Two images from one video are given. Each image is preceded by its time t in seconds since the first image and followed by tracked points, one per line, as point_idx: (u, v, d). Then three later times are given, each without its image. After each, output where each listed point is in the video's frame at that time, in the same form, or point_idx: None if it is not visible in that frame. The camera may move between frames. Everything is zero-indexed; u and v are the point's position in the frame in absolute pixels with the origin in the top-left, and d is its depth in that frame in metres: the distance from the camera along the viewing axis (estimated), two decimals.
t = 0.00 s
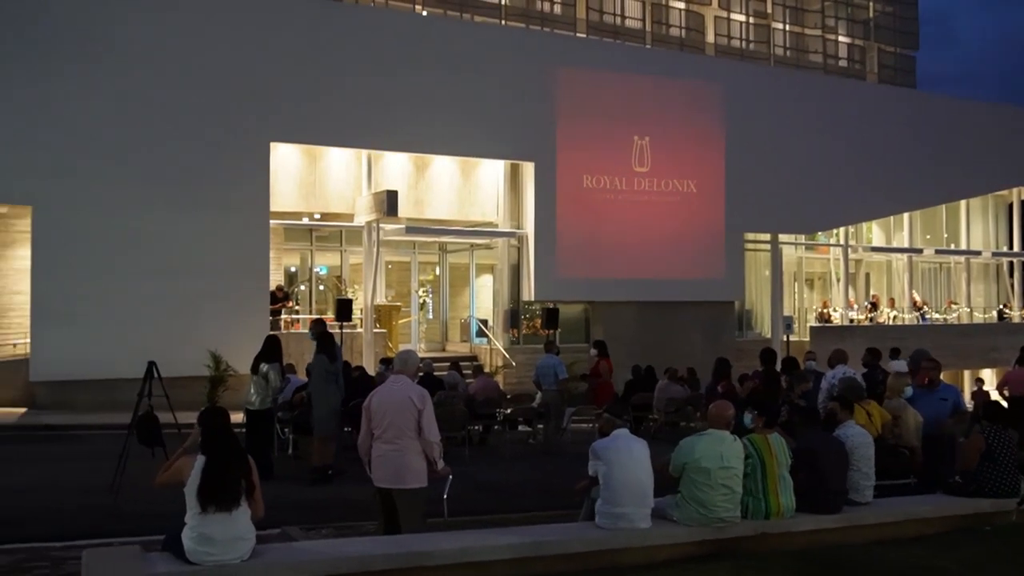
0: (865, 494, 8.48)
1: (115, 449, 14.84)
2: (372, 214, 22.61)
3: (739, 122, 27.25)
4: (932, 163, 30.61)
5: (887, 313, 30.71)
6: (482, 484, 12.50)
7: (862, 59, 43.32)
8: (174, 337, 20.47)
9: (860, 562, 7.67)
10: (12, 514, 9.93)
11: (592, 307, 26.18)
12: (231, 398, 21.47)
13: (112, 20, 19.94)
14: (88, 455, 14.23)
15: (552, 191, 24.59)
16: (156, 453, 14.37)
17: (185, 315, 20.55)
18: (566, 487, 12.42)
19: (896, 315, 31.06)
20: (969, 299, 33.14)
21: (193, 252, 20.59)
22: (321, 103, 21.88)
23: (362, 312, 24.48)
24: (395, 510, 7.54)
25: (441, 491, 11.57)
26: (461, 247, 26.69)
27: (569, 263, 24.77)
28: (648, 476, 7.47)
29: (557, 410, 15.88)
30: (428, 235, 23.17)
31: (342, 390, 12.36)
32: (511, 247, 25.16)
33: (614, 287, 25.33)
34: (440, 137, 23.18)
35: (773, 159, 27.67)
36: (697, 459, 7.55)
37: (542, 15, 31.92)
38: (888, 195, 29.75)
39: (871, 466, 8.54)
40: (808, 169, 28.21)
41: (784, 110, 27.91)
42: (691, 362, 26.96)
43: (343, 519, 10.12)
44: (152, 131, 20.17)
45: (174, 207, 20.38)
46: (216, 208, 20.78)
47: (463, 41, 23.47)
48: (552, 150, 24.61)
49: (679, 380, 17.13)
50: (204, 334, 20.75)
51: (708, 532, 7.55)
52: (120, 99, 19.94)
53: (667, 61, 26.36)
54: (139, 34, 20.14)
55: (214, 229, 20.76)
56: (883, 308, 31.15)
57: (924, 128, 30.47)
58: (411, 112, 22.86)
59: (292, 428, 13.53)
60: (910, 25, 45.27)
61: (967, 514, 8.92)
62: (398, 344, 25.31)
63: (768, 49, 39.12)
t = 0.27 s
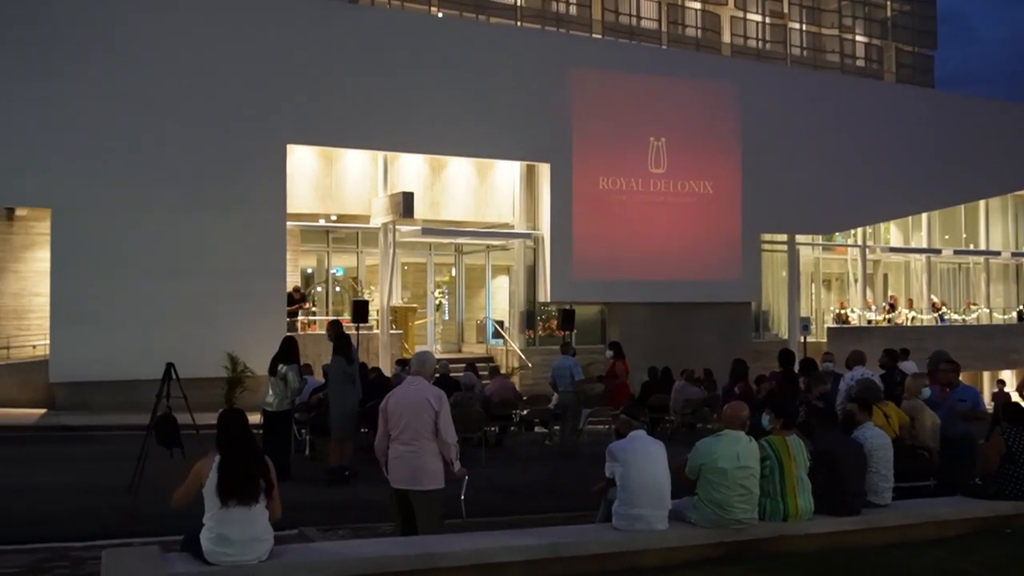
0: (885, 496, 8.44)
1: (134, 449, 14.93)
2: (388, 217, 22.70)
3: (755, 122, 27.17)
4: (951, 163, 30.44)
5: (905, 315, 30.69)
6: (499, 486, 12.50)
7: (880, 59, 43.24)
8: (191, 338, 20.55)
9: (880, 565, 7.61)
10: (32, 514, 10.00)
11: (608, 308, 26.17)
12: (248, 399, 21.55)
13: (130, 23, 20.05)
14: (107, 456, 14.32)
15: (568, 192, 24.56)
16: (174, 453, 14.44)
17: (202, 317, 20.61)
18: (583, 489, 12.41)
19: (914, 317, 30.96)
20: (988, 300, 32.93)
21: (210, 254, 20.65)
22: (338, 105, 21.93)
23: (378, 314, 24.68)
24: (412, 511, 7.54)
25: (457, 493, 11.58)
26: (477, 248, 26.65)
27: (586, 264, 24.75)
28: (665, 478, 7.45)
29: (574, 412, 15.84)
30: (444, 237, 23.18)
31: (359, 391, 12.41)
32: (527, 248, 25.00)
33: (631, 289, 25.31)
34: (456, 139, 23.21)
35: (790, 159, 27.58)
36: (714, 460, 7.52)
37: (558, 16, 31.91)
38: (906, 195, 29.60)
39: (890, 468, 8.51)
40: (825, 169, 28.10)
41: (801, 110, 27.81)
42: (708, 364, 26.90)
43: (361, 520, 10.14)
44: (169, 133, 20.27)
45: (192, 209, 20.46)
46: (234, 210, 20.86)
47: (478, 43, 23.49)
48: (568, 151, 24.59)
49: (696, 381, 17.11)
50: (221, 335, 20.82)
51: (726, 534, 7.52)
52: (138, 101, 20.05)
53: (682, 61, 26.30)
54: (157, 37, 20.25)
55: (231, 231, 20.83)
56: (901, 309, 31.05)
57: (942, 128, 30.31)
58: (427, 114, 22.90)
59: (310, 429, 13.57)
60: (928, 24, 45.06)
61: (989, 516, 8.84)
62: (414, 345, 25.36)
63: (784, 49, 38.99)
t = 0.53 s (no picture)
0: (899, 498, 8.44)
1: (148, 451, 14.99)
2: (401, 218, 22.76)
3: (768, 122, 27.10)
4: (965, 162, 30.30)
5: (920, 315, 30.43)
6: (512, 487, 12.49)
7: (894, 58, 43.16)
8: (205, 339, 20.63)
9: (895, 567, 7.55)
10: (46, 514, 10.04)
11: (621, 309, 26.15)
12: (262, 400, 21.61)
13: (140, 26, 20.16)
14: (123, 457, 14.39)
15: (580, 193, 24.54)
16: (189, 454, 14.50)
17: (215, 317, 20.69)
18: (596, 489, 12.40)
19: (930, 317, 30.74)
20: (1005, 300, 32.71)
21: (223, 255, 20.74)
22: (347, 105, 22.00)
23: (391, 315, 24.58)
24: (426, 512, 7.54)
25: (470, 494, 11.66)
26: (489, 249, 26.61)
27: (598, 265, 24.73)
28: (679, 480, 7.43)
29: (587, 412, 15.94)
30: (457, 238, 23.14)
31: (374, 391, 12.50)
32: (539, 249, 25.08)
33: (644, 290, 25.27)
34: (467, 139, 23.23)
35: (802, 159, 27.49)
36: (727, 460, 7.50)
37: (570, 17, 31.90)
38: (920, 195, 29.48)
39: (905, 469, 8.48)
40: (839, 170, 28.00)
41: (815, 110, 27.72)
42: (722, 365, 26.84)
43: (375, 521, 10.16)
44: (181, 135, 20.36)
45: (205, 210, 20.55)
46: (245, 211, 20.93)
47: (489, 43, 23.50)
48: (581, 152, 24.57)
49: (710, 382, 17.09)
50: (235, 336, 20.91)
51: (740, 536, 7.48)
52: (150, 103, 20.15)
53: (695, 62, 26.26)
54: (167, 39, 20.34)
55: (244, 232, 20.91)
56: (915, 309, 30.84)
57: (956, 127, 30.17)
58: (438, 114, 22.93)
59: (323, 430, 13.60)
60: (943, 22, 44.89)
61: (1006, 518, 8.75)
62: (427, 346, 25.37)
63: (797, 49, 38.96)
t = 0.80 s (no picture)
0: (918, 500, 8.39)
1: (165, 451, 15.05)
2: (416, 219, 22.73)
3: (784, 122, 27.00)
4: (982, 161, 30.13)
5: (937, 316, 30.22)
6: (528, 488, 12.47)
7: (911, 57, 43.00)
8: (220, 339, 20.69)
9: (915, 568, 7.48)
10: (62, 514, 10.09)
11: (636, 310, 26.13)
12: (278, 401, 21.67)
13: (152, 29, 20.23)
14: (140, 457, 14.45)
15: (595, 193, 24.51)
16: (205, 455, 14.55)
17: (230, 318, 20.76)
18: (612, 490, 12.38)
19: (947, 318, 30.48)
20: None
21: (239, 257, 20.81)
22: (358, 105, 22.03)
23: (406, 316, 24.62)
24: (441, 513, 7.53)
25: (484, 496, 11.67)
26: (504, 250, 26.59)
27: (613, 265, 24.71)
28: (696, 481, 7.39)
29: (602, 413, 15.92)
30: (471, 239, 23.21)
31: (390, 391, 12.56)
32: (554, 250, 25.14)
33: (660, 291, 25.22)
34: (480, 140, 23.23)
35: (818, 158, 27.36)
36: (742, 460, 7.46)
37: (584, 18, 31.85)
38: (937, 195, 29.33)
39: (924, 472, 8.42)
40: (855, 170, 27.87)
41: (831, 110, 27.61)
42: (738, 365, 26.77)
43: (391, 521, 10.17)
44: (195, 137, 20.43)
45: (220, 211, 20.61)
46: (259, 212, 20.98)
47: (501, 43, 23.47)
48: (596, 153, 24.54)
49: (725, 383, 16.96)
50: (251, 337, 20.98)
51: (757, 537, 7.42)
52: (164, 105, 20.22)
53: (710, 62, 26.19)
54: (179, 41, 20.40)
55: (258, 233, 20.96)
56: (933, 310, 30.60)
57: (973, 126, 29.99)
58: (451, 115, 22.94)
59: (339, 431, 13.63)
60: (961, 21, 44.65)
61: None
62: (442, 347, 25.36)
63: (814, 48, 38.98)
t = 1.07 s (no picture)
0: (931, 500, 8.32)
1: (178, 451, 15.11)
2: (427, 220, 22.73)
3: (796, 122, 26.92)
4: (995, 160, 30.00)
5: (952, 316, 29.87)
6: (540, 488, 12.46)
7: (924, 56, 42.79)
8: (232, 339, 20.77)
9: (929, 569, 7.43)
10: (75, 513, 10.13)
11: (647, 311, 26.02)
12: (290, 401, 21.71)
13: (163, 30, 20.32)
14: (153, 457, 14.50)
15: (607, 193, 24.49)
16: (218, 454, 14.60)
17: (241, 318, 20.84)
18: (625, 491, 12.34)
19: (961, 318, 30.06)
20: None
21: (250, 257, 20.90)
22: (368, 106, 22.06)
23: (418, 316, 24.66)
24: (453, 512, 7.51)
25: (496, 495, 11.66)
26: (515, 250, 26.60)
27: (625, 268, 24.66)
28: (708, 480, 7.32)
29: (614, 413, 15.89)
30: (482, 239, 23.28)
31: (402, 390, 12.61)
32: (565, 250, 25.05)
33: (671, 291, 25.18)
34: (490, 140, 23.23)
35: (830, 157, 27.27)
36: (754, 460, 7.37)
37: (596, 17, 31.82)
38: (950, 194, 29.21)
39: (937, 472, 8.36)
40: (867, 169, 27.77)
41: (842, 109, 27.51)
42: (751, 366, 26.67)
43: (403, 521, 10.18)
44: (206, 138, 20.51)
45: (232, 211, 20.71)
46: (271, 212, 21.04)
47: (512, 43, 23.46)
48: (607, 153, 24.51)
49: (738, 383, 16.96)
50: (263, 337, 21.05)
51: (770, 538, 7.31)
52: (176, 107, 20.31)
53: (721, 61, 26.14)
54: (189, 42, 20.49)
55: (270, 233, 21.04)
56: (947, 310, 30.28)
57: (985, 125, 29.87)
58: (461, 115, 22.94)
59: (351, 431, 13.67)
60: (975, 19, 44.45)
61: None
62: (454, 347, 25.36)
63: (826, 47, 38.92)
